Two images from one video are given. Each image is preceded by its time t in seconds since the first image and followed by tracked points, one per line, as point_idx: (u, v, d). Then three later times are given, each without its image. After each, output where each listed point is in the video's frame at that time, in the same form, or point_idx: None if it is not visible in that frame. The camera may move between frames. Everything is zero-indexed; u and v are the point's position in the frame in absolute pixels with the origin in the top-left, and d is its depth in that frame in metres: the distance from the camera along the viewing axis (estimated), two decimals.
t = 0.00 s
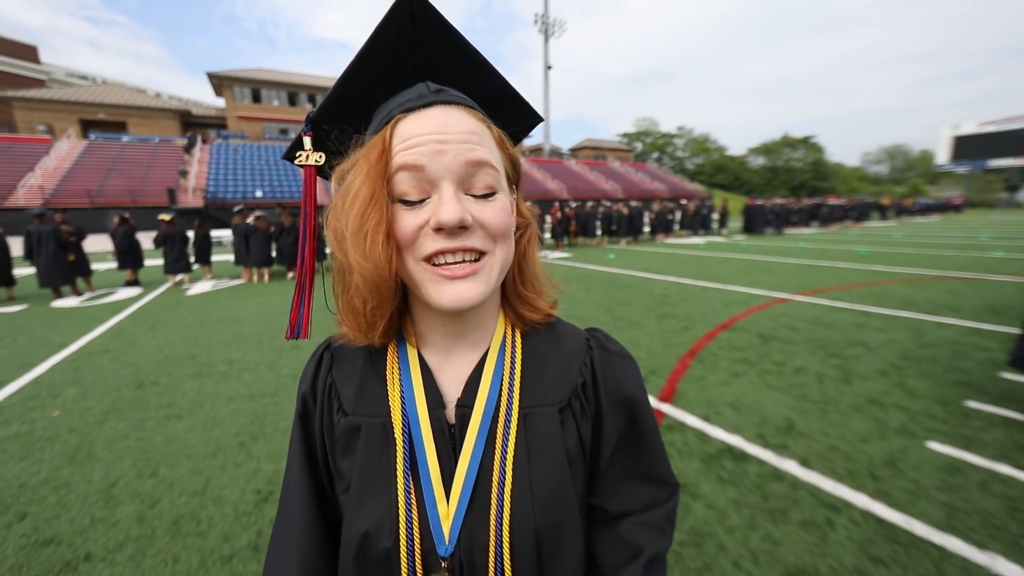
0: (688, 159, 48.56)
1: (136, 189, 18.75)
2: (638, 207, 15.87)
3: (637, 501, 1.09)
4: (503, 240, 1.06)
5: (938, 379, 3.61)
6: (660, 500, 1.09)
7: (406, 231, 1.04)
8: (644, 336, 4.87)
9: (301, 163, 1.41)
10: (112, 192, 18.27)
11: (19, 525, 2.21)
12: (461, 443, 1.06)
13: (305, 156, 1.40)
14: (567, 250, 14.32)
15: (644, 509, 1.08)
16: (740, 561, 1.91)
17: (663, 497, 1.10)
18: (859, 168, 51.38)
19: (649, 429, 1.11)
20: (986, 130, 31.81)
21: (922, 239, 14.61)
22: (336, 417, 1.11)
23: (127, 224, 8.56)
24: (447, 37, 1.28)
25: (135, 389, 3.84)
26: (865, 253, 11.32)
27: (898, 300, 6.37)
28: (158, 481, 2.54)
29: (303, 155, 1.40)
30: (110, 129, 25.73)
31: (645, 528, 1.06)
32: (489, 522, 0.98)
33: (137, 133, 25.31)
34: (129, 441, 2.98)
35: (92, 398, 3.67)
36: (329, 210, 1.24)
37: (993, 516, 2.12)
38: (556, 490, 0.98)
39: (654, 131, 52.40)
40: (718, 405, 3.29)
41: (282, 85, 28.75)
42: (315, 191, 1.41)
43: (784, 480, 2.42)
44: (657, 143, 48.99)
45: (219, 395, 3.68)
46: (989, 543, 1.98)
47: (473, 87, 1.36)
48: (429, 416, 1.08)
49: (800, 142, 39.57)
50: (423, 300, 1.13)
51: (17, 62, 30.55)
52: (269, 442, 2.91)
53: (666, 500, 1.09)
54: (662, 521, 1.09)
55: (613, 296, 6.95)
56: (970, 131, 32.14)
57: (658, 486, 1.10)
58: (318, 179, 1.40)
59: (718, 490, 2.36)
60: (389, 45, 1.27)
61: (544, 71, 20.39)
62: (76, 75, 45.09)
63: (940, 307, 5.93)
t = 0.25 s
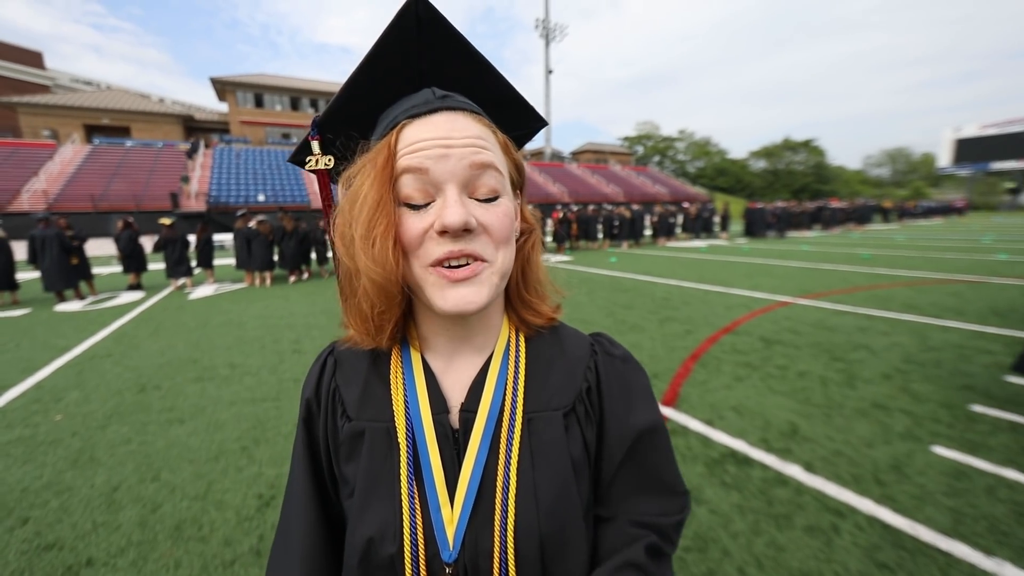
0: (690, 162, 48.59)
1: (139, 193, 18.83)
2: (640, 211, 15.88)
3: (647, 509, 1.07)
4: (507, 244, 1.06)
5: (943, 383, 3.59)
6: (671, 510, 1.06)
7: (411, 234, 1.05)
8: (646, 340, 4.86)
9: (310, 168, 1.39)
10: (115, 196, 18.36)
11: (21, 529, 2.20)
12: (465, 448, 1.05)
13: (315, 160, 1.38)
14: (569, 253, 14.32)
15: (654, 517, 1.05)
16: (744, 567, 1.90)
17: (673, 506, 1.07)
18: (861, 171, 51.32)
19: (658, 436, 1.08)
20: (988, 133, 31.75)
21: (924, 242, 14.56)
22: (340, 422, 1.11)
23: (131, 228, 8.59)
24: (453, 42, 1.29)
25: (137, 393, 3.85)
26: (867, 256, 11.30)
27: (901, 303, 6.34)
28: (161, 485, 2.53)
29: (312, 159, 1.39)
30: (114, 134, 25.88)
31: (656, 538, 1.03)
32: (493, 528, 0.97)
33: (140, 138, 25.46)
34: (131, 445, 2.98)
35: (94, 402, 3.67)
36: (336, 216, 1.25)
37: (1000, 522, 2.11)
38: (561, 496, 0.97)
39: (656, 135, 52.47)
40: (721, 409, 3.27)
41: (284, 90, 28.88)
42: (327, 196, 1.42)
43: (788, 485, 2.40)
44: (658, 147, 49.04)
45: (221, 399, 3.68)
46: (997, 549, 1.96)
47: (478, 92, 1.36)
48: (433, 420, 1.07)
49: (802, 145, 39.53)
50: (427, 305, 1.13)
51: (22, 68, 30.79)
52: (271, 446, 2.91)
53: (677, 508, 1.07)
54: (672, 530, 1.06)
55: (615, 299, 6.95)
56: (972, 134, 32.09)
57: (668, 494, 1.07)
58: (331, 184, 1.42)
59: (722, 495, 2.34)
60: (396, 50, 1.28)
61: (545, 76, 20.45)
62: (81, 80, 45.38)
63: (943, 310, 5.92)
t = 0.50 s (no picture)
0: (692, 164, 48.55)
1: (142, 193, 18.91)
2: (642, 213, 15.87)
3: (652, 518, 1.05)
4: (510, 244, 1.05)
5: (946, 387, 3.57)
6: (679, 517, 1.05)
7: (414, 229, 1.05)
8: (647, 342, 4.85)
9: (317, 162, 1.46)
10: (119, 196, 18.43)
11: (22, 528, 2.21)
12: (467, 451, 1.05)
13: (321, 154, 1.45)
14: (570, 255, 14.31)
15: (661, 525, 1.04)
16: (745, 571, 1.89)
17: (680, 514, 1.05)
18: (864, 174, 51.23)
19: (666, 443, 1.06)
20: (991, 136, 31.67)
21: (927, 245, 14.51)
22: (342, 423, 1.10)
23: (135, 228, 8.62)
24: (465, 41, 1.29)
25: (139, 393, 3.86)
26: (870, 259, 11.27)
27: (904, 307, 6.31)
28: (161, 485, 2.53)
29: (318, 154, 1.45)
30: (118, 134, 25.99)
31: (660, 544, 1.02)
32: (495, 534, 0.96)
33: (144, 138, 25.56)
34: (133, 445, 2.98)
35: (96, 402, 3.68)
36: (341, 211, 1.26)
37: (1003, 528, 2.09)
38: (563, 501, 0.97)
39: (658, 137, 52.45)
40: (723, 411, 3.27)
41: (288, 91, 28.96)
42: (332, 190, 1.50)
43: (790, 489, 2.39)
44: (660, 149, 49.03)
45: (222, 399, 3.68)
46: (1000, 556, 1.94)
47: (488, 91, 1.36)
48: (435, 423, 1.07)
49: (804, 148, 39.47)
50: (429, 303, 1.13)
51: (27, 69, 30.97)
52: (272, 446, 2.91)
53: (684, 517, 1.05)
54: (679, 539, 1.04)
55: (616, 301, 6.94)
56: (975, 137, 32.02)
57: (676, 501, 1.06)
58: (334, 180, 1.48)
59: (722, 498, 2.33)
60: (408, 47, 1.28)
61: (548, 78, 20.47)
62: (85, 80, 45.55)
63: (946, 313, 5.89)
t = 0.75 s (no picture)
0: (692, 166, 48.59)
1: (142, 195, 18.92)
2: (641, 214, 15.89)
3: (661, 519, 1.05)
4: (513, 248, 1.05)
5: (946, 389, 3.57)
6: (690, 521, 1.04)
7: (417, 229, 1.05)
8: (647, 344, 4.86)
9: (330, 155, 1.51)
10: (119, 197, 18.44)
11: (21, 530, 2.20)
12: (472, 455, 1.05)
13: (334, 148, 1.49)
14: (570, 256, 14.30)
15: (670, 528, 1.03)
16: (745, 573, 1.88)
17: (692, 518, 1.04)
18: (864, 176, 51.27)
19: (674, 446, 1.06)
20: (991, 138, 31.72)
21: (927, 247, 14.51)
22: (348, 426, 1.11)
23: (134, 230, 8.63)
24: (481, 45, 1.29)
25: (139, 394, 3.85)
26: (869, 261, 11.28)
27: (903, 308, 6.32)
28: (161, 487, 2.53)
29: (333, 147, 1.50)
30: (118, 135, 26.02)
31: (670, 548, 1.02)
32: (501, 538, 0.97)
33: (145, 140, 25.60)
34: (132, 446, 2.98)
35: (95, 403, 3.67)
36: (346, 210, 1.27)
37: (1004, 530, 2.09)
38: (569, 507, 0.96)
39: (657, 139, 52.51)
40: (723, 413, 3.26)
41: (288, 92, 29.00)
42: (344, 184, 1.54)
43: (790, 491, 2.39)
44: (659, 150, 49.13)
45: (222, 400, 3.68)
46: (1000, 558, 1.94)
47: (500, 98, 1.36)
48: (440, 427, 1.07)
49: (804, 150, 39.48)
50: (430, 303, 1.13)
51: (27, 70, 30.99)
52: (272, 448, 2.91)
53: (696, 521, 1.04)
54: (690, 543, 1.04)
55: (616, 303, 6.94)
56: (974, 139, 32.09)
57: (686, 505, 1.05)
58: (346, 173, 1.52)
59: (722, 500, 2.33)
60: (423, 49, 1.30)
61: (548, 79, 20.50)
62: (86, 83, 45.62)
63: (946, 315, 5.90)
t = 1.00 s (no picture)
0: (689, 168, 48.72)
1: (139, 199, 18.88)
2: (639, 216, 15.92)
3: (665, 520, 1.05)
4: (514, 245, 1.05)
5: (943, 389, 3.58)
6: (695, 522, 1.04)
7: (418, 228, 1.05)
8: (645, 345, 4.86)
9: (332, 169, 1.55)
10: (116, 201, 18.41)
11: (17, 537, 2.19)
12: (475, 457, 1.04)
13: (336, 162, 1.53)
14: (568, 258, 14.32)
15: (674, 530, 1.03)
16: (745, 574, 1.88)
17: (697, 519, 1.04)
18: (860, 176, 51.48)
19: (678, 447, 1.06)
20: (986, 138, 31.87)
21: (924, 247, 14.56)
22: (353, 429, 1.11)
23: (131, 234, 8.60)
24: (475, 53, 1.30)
25: (136, 399, 3.84)
26: (866, 261, 11.32)
27: (901, 308, 6.34)
28: (158, 492, 2.52)
29: (335, 161, 1.53)
30: (116, 140, 25.98)
31: (673, 548, 1.02)
32: (504, 540, 0.96)
33: (142, 144, 25.55)
34: (129, 451, 2.97)
35: (93, 408, 3.66)
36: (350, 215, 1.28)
37: (1001, 529, 2.09)
38: (573, 508, 0.96)
39: (655, 141, 52.60)
40: (721, 414, 3.27)
41: (285, 96, 28.99)
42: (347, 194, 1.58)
43: (789, 491, 2.39)
44: (657, 152, 49.26)
45: (220, 404, 3.67)
46: (999, 557, 1.95)
47: (497, 102, 1.36)
48: (444, 429, 1.07)
49: (800, 151, 39.61)
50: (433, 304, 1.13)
51: (23, 74, 30.91)
52: (270, 452, 2.90)
53: (700, 523, 1.04)
54: (695, 545, 1.03)
55: (615, 305, 6.94)
56: (969, 139, 32.24)
57: (690, 505, 1.05)
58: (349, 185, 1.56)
59: (721, 501, 2.33)
60: (420, 58, 1.30)
61: (545, 82, 20.56)
62: (82, 87, 45.54)
63: (943, 315, 5.92)
